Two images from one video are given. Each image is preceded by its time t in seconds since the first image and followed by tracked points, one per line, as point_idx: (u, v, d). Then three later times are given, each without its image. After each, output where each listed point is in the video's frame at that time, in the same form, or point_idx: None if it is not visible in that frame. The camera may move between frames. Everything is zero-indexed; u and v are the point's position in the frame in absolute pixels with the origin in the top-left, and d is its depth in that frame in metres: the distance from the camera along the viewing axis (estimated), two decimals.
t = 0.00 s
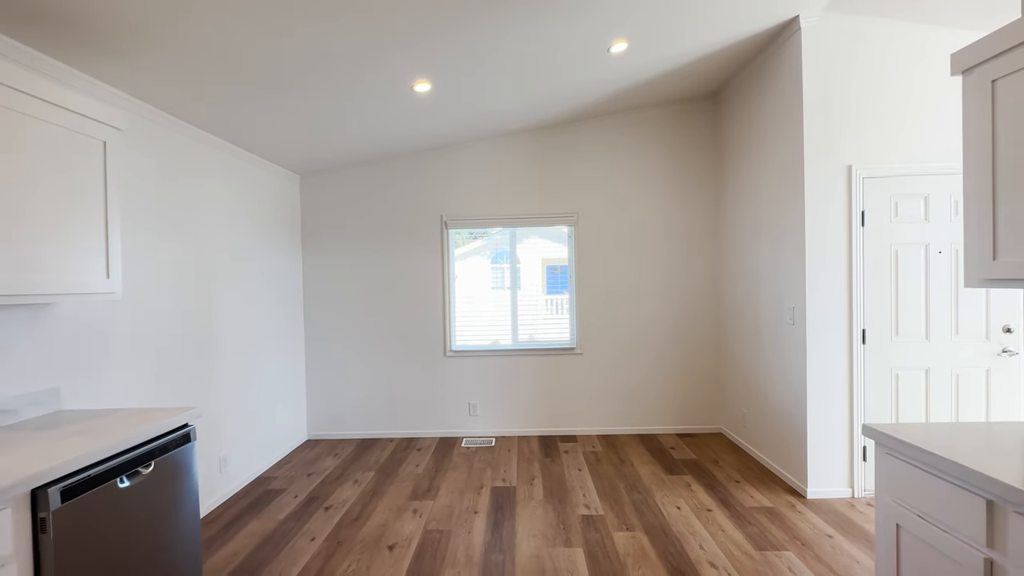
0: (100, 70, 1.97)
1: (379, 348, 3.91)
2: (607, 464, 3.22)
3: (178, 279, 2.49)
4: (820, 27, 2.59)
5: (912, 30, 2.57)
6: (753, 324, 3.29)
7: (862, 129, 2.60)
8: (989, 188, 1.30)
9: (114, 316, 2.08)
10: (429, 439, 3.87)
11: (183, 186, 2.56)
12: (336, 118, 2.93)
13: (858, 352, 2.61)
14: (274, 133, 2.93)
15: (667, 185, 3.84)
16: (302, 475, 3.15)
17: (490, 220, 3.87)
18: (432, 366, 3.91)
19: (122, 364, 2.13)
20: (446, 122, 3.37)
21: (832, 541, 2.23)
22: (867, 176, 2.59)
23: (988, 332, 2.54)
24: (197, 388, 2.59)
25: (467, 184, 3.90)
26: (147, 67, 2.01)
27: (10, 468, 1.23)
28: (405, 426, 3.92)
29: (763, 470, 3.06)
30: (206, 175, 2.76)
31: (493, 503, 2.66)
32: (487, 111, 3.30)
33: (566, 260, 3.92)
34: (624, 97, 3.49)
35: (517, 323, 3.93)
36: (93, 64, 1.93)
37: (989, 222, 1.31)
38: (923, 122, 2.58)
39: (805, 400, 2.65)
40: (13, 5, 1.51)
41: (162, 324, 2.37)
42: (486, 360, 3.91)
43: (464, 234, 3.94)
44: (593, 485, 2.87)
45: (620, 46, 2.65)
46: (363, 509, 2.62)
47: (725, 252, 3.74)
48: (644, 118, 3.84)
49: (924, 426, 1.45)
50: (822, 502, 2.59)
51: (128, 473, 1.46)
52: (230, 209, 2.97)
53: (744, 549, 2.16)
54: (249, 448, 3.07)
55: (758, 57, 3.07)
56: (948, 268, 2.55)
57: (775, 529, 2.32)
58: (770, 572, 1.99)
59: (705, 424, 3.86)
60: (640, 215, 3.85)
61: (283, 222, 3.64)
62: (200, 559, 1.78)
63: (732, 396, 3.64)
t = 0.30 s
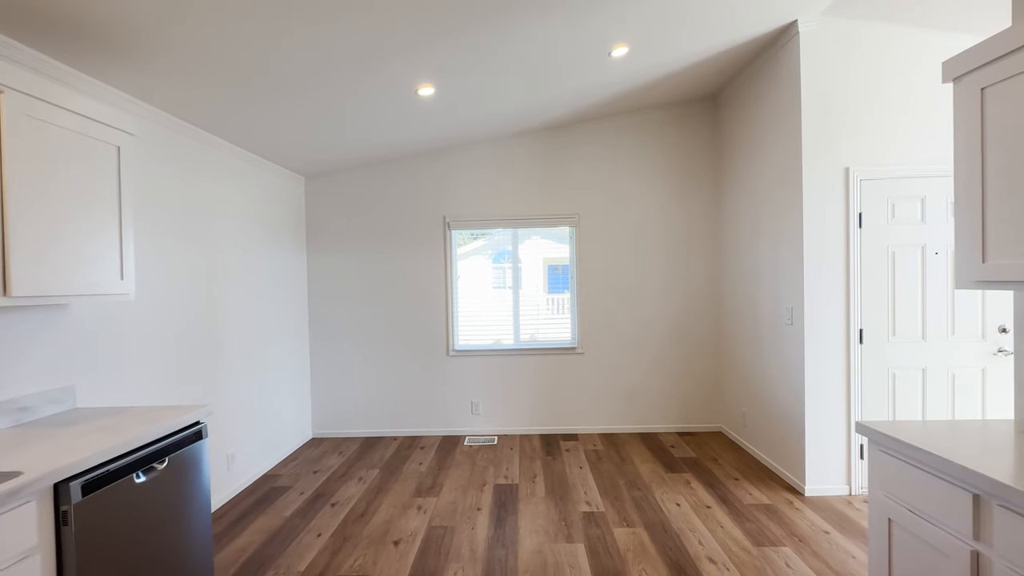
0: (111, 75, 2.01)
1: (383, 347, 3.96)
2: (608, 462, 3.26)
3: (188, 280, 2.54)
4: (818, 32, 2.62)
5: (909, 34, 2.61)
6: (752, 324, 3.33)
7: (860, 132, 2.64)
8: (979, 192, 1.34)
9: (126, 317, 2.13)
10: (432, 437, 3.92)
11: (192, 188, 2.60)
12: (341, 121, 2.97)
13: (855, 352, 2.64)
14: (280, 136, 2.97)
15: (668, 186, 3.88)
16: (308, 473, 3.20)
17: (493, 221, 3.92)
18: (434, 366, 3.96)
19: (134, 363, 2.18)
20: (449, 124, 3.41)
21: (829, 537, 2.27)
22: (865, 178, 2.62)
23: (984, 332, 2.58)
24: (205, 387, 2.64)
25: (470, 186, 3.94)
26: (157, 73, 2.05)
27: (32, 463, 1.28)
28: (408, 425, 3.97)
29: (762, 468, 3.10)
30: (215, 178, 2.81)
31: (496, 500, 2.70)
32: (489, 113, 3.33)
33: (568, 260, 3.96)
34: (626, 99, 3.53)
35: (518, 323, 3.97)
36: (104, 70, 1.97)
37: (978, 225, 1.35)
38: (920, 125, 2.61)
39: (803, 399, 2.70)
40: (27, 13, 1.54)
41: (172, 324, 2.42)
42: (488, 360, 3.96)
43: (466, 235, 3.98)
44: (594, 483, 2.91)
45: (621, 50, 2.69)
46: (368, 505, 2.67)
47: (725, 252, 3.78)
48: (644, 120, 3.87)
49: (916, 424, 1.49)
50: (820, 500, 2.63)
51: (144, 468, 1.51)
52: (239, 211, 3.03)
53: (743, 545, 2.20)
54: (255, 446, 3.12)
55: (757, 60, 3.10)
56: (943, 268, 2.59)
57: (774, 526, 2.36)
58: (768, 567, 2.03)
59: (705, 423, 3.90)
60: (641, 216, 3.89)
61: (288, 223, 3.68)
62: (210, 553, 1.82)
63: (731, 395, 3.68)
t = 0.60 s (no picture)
0: (119, 78, 2.04)
1: (386, 347, 3.99)
2: (610, 460, 3.29)
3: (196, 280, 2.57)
4: (819, 33, 2.64)
5: (909, 35, 2.62)
6: (753, 324, 3.35)
7: (860, 133, 2.66)
8: (976, 195, 1.37)
9: (136, 317, 2.17)
10: (435, 436, 3.95)
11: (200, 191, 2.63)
12: (345, 122, 2.99)
13: (855, 352, 2.67)
14: (285, 138, 3.00)
15: (669, 186, 3.90)
16: (313, 471, 3.23)
17: (495, 221, 3.94)
18: (437, 365, 3.99)
19: (144, 363, 2.21)
20: (452, 126, 3.44)
21: (829, 535, 2.29)
22: (865, 179, 2.64)
23: (984, 332, 2.60)
24: (212, 386, 2.68)
25: (472, 186, 3.97)
26: (164, 74, 2.08)
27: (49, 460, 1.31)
28: (412, 424, 4.00)
29: (763, 467, 3.12)
30: (222, 180, 2.84)
31: (499, 498, 2.73)
32: (491, 114, 3.36)
33: (570, 260, 3.99)
34: (627, 100, 3.55)
35: (521, 322, 4.00)
36: (112, 72, 2.00)
37: (975, 226, 1.37)
38: (921, 126, 2.63)
39: (803, 398, 2.72)
40: (36, 15, 1.57)
41: (180, 324, 2.46)
42: (491, 359, 3.99)
43: (469, 235, 4.01)
44: (597, 481, 2.94)
45: (623, 52, 2.72)
46: (373, 503, 2.70)
47: (726, 253, 3.80)
48: (647, 121, 3.90)
49: (914, 423, 1.52)
50: (820, 498, 2.65)
51: (157, 466, 1.54)
52: (246, 213, 3.06)
53: (743, 542, 2.23)
54: (261, 444, 3.16)
55: (758, 61, 3.12)
56: (944, 269, 2.61)
57: (774, 524, 2.39)
58: (768, 564, 2.05)
59: (706, 422, 3.93)
60: (642, 216, 3.91)
61: (293, 223, 3.71)
62: (219, 549, 1.85)
63: (733, 394, 3.70)
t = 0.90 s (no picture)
0: (122, 78, 2.05)
1: (387, 346, 4.00)
2: (612, 459, 3.29)
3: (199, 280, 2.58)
4: (821, 32, 2.64)
5: (912, 34, 2.62)
6: (755, 323, 3.35)
7: (862, 132, 2.65)
8: (979, 194, 1.37)
9: (140, 316, 2.18)
10: (437, 435, 3.96)
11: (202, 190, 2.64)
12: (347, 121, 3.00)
13: (857, 351, 2.67)
14: (286, 137, 3.01)
15: (671, 186, 3.90)
16: (315, 469, 3.25)
17: (496, 220, 3.95)
18: (439, 364, 4.00)
19: (147, 362, 2.22)
20: (454, 125, 3.44)
21: (830, 533, 2.30)
22: (867, 178, 2.64)
23: (986, 331, 2.60)
24: (215, 385, 2.68)
25: (474, 185, 3.97)
26: (166, 74, 2.09)
27: (54, 458, 1.32)
28: (414, 423, 4.01)
29: (764, 466, 3.12)
30: (225, 180, 2.85)
31: (501, 497, 2.74)
32: (493, 114, 3.36)
33: (571, 259, 3.99)
34: (629, 99, 3.55)
35: (522, 322, 4.01)
36: (115, 73, 2.01)
37: (978, 226, 1.37)
38: (923, 125, 2.62)
39: (805, 397, 2.72)
40: (38, 15, 1.58)
41: (183, 323, 2.46)
42: (493, 358, 3.99)
43: (470, 234, 4.02)
44: (598, 480, 2.94)
45: (624, 52, 2.72)
46: (375, 502, 2.71)
47: (728, 252, 3.80)
48: (648, 120, 3.89)
49: (916, 422, 1.52)
50: (822, 497, 2.66)
51: (162, 465, 1.55)
52: (248, 213, 3.07)
53: (745, 541, 2.23)
54: (263, 443, 3.17)
55: (760, 60, 3.12)
56: (946, 268, 2.61)
57: (776, 522, 2.39)
58: (770, 563, 2.06)
59: (708, 422, 3.93)
60: (644, 215, 3.92)
61: (296, 223, 3.72)
62: (222, 547, 1.86)
63: (734, 394, 3.70)
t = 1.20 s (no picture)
0: (121, 77, 2.04)
1: (389, 345, 3.99)
2: (614, 459, 3.28)
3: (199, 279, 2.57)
4: (825, 28, 2.61)
5: (917, 30, 2.59)
6: (758, 322, 3.32)
7: (867, 129, 2.63)
8: (987, 191, 1.34)
9: (140, 314, 2.17)
10: (439, 434, 3.95)
11: (203, 189, 2.63)
12: (347, 120, 2.98)
13: (862, 349, 2.64)
14: (286, 136, 3.00)
15: (673, 184, 3.88)
16: (316, 469, 3.24)
17: (498, 218, 3.93)
18: (441, 363, 3.99)
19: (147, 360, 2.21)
20: (455, 123, 3.42)
21: (835, 534, 2.28)
22: (872, 176, 2.62)
23: (992, 330, 2.57)
24: (216, 384, 2.67)
25: (475, 184, 3.96)
26: (166, 73, 2.08)
27: (53, 458, 1.31)
28: (415, 422, 4.00)
29: (768, 466, 3.10)
30: (226, 178, 2.84)
31: (503, 496, 2.73)
32: (494, 113, 3.35)
33: (573, 258, 3.97)
34: (631, 97, 3.53)
35: (524, 320, 3.99)
36: (115, 71, 2.00)
37: (987, 223, 1.35)
38: (928, 122, 2.60)
39: (809, 396, 2.69)
40: (38, 15, 1.57)
41: (184, 322, 2.46)
42: (494, 357, 3.98)
43: (472, 233, 4.00)
44: (600, 480, 2.93)
45: (626, 49, 2.69)
46: (377, 501, 2.70)
47: (732, 250, 3.77)
48: (651, 118, 3.87)
49: (924, 422, 1.50)
50: (826, 497, 2.64)
51: (161, 464, 1.54)
52: (249, 212, 3.07)
53: (748, 541, 2.21)
54: (264, 443, 3.16)
55: (764, 57, 3.09)
56: (952, 266, 2.58)
57: (779, 523, 2.37)
58: (773, 563, 2.04)
59: (711, 421, 3.91)
60: (646, 214, 3.89)
61: (297, 222, 3.72)
62: (223, 547, 1.85)
63: (737, 393, 3.68)
